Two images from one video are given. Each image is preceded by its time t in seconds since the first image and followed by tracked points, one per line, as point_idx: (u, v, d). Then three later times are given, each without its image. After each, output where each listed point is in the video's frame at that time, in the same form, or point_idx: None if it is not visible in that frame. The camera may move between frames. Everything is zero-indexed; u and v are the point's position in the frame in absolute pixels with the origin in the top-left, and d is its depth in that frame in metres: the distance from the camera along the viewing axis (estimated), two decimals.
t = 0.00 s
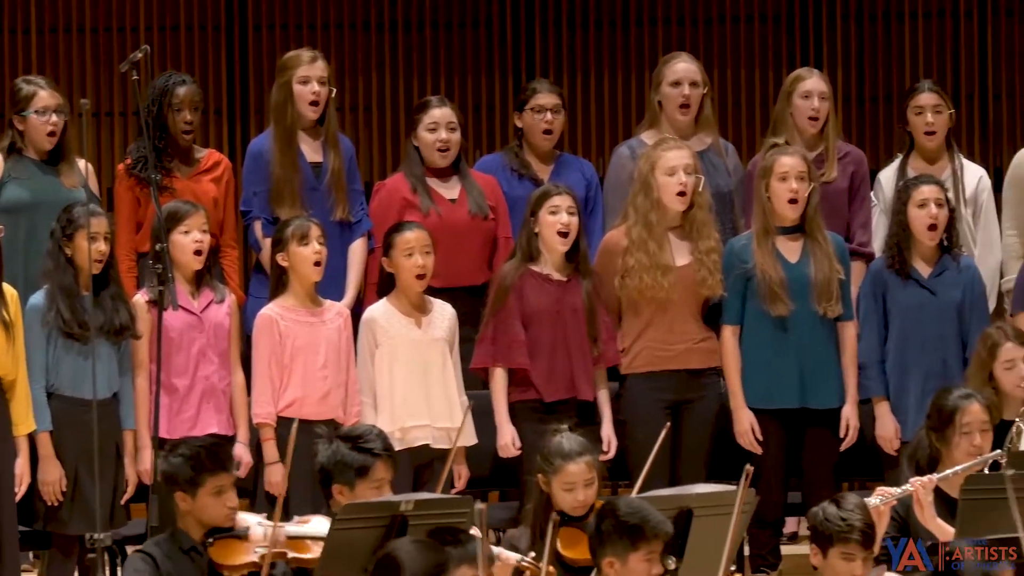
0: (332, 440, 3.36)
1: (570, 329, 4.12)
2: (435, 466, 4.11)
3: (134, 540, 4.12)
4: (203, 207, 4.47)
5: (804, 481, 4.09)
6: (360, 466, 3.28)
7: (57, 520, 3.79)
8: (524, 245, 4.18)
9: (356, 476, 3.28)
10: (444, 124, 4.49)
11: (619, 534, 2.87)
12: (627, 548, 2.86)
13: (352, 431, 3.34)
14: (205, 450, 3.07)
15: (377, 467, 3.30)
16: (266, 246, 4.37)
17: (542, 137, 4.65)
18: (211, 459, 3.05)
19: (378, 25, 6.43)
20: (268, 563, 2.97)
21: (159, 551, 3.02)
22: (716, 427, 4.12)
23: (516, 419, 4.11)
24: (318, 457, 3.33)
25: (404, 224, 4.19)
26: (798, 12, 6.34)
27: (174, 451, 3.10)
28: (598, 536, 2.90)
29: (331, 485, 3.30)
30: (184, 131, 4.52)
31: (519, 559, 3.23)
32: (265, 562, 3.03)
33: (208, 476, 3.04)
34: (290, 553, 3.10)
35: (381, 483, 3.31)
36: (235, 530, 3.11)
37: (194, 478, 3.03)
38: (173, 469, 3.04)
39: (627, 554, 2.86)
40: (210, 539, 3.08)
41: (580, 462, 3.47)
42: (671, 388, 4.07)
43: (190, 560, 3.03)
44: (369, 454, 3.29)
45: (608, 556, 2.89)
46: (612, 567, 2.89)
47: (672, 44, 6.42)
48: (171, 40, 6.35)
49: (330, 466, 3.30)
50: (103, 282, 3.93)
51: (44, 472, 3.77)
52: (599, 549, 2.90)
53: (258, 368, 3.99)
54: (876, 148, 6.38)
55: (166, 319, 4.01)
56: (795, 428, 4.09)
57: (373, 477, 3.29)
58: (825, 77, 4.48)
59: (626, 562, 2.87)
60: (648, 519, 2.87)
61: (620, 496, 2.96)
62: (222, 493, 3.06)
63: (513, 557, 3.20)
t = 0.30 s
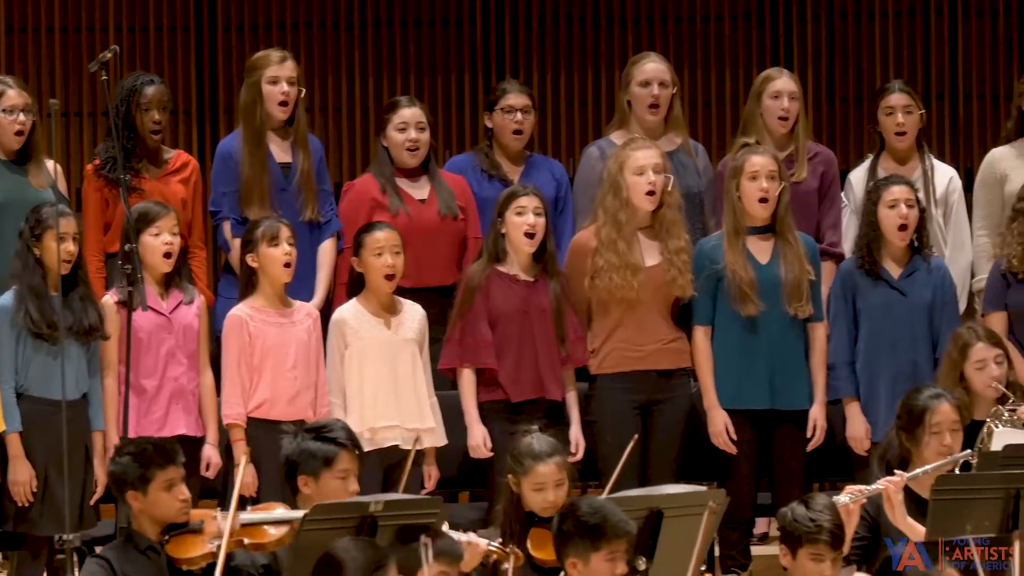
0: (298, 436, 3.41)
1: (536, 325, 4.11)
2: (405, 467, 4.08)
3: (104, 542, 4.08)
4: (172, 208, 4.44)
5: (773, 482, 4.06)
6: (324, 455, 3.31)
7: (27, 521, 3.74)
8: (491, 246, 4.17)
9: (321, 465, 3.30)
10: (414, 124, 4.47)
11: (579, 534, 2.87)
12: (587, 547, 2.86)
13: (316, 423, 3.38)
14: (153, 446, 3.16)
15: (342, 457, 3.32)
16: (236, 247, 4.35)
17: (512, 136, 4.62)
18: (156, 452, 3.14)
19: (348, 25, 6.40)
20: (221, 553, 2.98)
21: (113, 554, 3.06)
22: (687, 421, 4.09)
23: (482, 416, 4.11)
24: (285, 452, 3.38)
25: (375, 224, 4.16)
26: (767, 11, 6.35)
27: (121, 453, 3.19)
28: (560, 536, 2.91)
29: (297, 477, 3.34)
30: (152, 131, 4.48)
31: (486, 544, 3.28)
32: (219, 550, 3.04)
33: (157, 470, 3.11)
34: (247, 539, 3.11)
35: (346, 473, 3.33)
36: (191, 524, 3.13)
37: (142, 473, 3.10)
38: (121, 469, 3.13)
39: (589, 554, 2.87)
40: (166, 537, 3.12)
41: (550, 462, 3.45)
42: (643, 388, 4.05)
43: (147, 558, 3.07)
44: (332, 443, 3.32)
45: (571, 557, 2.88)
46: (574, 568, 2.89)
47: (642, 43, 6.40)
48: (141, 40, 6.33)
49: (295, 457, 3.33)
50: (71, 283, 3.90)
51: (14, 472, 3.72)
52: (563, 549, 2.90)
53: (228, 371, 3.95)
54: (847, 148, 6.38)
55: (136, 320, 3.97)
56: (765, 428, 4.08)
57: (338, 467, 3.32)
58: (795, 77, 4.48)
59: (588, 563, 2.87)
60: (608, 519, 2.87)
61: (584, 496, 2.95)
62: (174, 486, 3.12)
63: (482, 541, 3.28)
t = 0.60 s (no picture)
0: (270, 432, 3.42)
1: (504, 325, 4.09)
2: (375, 469, 4.04)
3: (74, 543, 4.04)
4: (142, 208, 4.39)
5: (745, 482, 4.04)
6: (293, 449, 3.32)
7: None
8: (457, 248, 4.15)
9: (292, 461, 3.31)
10: (384, 123, 4.44)
11: (541, 536, 2.84)
12: (551, 548, 2.83)
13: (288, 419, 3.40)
14: (119, 449, 3.16)
15: (311, 453, 3.33)
16: (205, 247, 4.32)
17: (482, 135, 4.59)
18: (121, 454, 3.14)
19: (318, 24, 6.36)
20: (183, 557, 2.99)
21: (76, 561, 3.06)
22: (659, 423, 4.06)
23: (454, 419, 4.06)
24: (256, 448, 3.39)
25: (347, 224, 4.12)
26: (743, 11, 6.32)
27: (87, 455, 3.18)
28: (525, 538, 2.88)
29: (267, 473, 3.35)
30: (122, 131, 4.44)
31: (460, 537, 3.25)
32: (182, 554, 3.06)
33: (122, 474, 3.11)
34: (210, 543, 3.11)
35: (316, 469, 3.34)
36: (155, 528, 3.14)
37: (108, 477, 3.10)
38: (87, 472, 3.12)
39: (552, 555, 2.84)
40: (130, 541, 3.12)
41: (521, 463, 3.43)
42: (614, 390, 4.02)
43: (111, 562, 3.07)
44: (303, 438, 3.34)
45: (535, 558, 2.85)
46: (539, 570, 2.86)
47: (614, 43, 6.38)
48: (110, 40, 6.26)
49: (266, 453, 3.35)
50: (41, 284, 3.84)
51: None
52: (528, 552, 2.88)
53: (198, 371, 3.92)
54: (818, 148, 6.36)
55: (104, 320, 3.92)
56: (736, 428, 4.04)
57: (308, 463, 3.33)
58: (766, 77, 4.46)
59: (552, 564, 2.84)
60: (571, 519, 2.84)
61: (549, 497, 2.93)
62: (139, 491, 3.12)
63: (455, 535, 3.24)
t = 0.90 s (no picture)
0: (241, 433, 3.38)
1: (470, 332, 4.06)
2: (344, 471, 4.00)
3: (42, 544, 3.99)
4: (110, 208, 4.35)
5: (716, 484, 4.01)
6: (264, 451, 3.29)
7: None
8: (424, 247, 4.12)
9: (264, 462, 3.29)
10: (353, 123, 4.40)
11: (514, 544, 2.82)
12: (523, 557, 2.81)
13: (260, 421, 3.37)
14: (98, 455, 3.11)
15: (283, 455, 3.30)
16: (175, 248, 4.26)
17: (452, 135, 4.56)
18: (100, 460, 3.10)
19: (288, 23, 6.32)
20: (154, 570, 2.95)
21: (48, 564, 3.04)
22: (629, 424, 4.04)
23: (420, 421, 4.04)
24: (227, 448, 3.35)
25: (318, 225, 4.08)
26: (717, 9, 6.28)
27: (65, 456, 3.14)
28: (497, 543, 2.86)
29: (238, 474, 3.32)
30: (90, 128, 4.37)
31: (431, 540, 3.19)
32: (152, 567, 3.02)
33: (99, 481, 3.08)
34: (182, 556, 3.06)
35: (287, 472, 3.31)
36: (128, 536, 3.10)
37: (85, 482, 3.07)
38: (64, 474, 3.08)
39: (524, 564, 2.81)
40: (101, 545, 3.08)
41: (492, 464, 3.40)
42: (584, 392, 3.99)
43: (80, 566, 3.05)
44: (275, 441, 3.31)
45: (507, 565, 2.83)
46: None
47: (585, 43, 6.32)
48: (78, 40, 6.23)
49: (238, 455, 3.31)
50: (9, 284, 3.80)
51: None
52: (499, 556, 2.86)
53: (167, 371, 3.89)
54: (790, 149, 6.34)
55: (73, 321, 3.88)
56: (705, 432, 4.02)
57: (279, 465, 3.30)
58: (738, 76, 4.44)
59: (524, 572, 2.82)
60: (544, 529, 2.81)
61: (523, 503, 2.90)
62: (114, 498, 3.09)
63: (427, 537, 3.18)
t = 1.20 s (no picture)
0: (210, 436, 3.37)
1: (440, 334, 4.04)
2: (315, 470, 4.00)
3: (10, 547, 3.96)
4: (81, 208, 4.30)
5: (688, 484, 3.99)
6: (234, 455, 3.27)
7: None
8: (395, 248, 4.09)
9: (232, 465, 3.26)
10: (323, 123, 4.38)
11: (488, 542, 2.80)
12: (496, 555, 2.79)
13: (228, 424, 3.34)
14: (74, 451, 3.14)
15: (253, 456, 3.28)
16: (144, 249, 4.26)
17: (423, 135, 4.53)
18: (77, 457, 3.13)
19: (259, 22, 6.27)
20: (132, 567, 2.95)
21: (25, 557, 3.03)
22: (600, 426, 4.02)
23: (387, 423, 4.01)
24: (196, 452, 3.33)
25: (288, 225, 4.06)
26: (689, 10, 6.28)
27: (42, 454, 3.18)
28: (469, 543, 2.84)
29: (208, 478, 3.29)
30: (60, 129, 4.34)
31: (405, 540, 3.21)
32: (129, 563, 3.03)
33: (76, 477, 3.10)
34: (158, 553, 3.04)
35: (257, 474, 3.29)
36: (106, 533, 3.11)
37: (61, 478, 3.09)
38: (40, 472, 3.11)
39: (498, 563, 2.79)
40: (79, 543, 3.09)
41: (463, 464, 3.38)
42: (555, 393, 3.97)
43: (57, 564, 3.04)
44: (244, 442, 3.29)
45: (480, 564, 2.81)
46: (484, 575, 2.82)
47: (554, 42, 6.27)
48: (48, 40, 6.18)
49: (206, 459, 3.29)
50: None
51: None
52: (472, 557, 2.84)
53: (137, 372, 3.85)
54: (762, 149, 6.28)
55: (42, 321, 3.85)
56: (678, 431, 4.01)
57: (249, 467, 3.28)
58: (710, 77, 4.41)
59: (497, 570, 2.80)
60: (517, 527, 2.80)
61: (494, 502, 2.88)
62: (92, 494, 3.11)
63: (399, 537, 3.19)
